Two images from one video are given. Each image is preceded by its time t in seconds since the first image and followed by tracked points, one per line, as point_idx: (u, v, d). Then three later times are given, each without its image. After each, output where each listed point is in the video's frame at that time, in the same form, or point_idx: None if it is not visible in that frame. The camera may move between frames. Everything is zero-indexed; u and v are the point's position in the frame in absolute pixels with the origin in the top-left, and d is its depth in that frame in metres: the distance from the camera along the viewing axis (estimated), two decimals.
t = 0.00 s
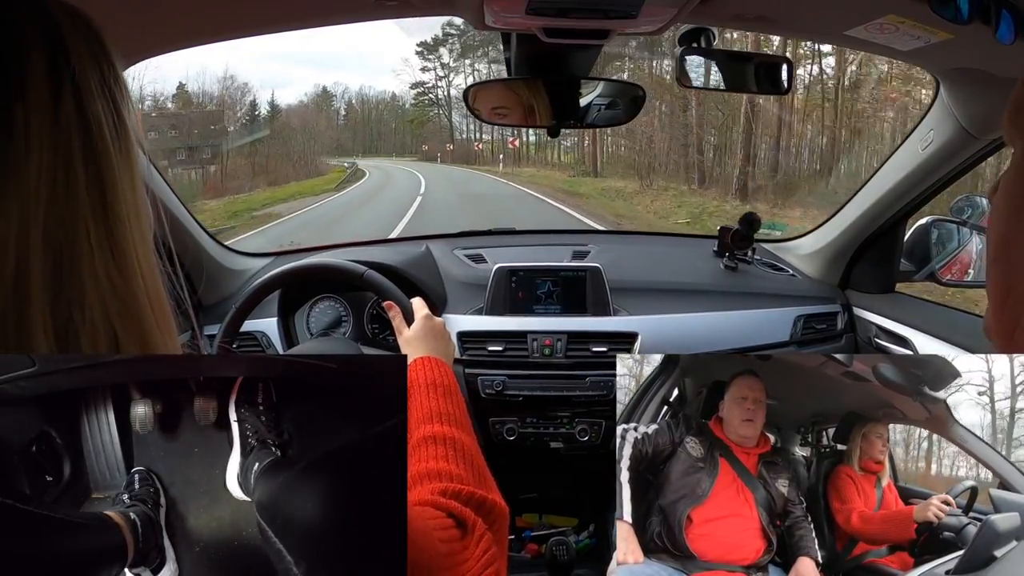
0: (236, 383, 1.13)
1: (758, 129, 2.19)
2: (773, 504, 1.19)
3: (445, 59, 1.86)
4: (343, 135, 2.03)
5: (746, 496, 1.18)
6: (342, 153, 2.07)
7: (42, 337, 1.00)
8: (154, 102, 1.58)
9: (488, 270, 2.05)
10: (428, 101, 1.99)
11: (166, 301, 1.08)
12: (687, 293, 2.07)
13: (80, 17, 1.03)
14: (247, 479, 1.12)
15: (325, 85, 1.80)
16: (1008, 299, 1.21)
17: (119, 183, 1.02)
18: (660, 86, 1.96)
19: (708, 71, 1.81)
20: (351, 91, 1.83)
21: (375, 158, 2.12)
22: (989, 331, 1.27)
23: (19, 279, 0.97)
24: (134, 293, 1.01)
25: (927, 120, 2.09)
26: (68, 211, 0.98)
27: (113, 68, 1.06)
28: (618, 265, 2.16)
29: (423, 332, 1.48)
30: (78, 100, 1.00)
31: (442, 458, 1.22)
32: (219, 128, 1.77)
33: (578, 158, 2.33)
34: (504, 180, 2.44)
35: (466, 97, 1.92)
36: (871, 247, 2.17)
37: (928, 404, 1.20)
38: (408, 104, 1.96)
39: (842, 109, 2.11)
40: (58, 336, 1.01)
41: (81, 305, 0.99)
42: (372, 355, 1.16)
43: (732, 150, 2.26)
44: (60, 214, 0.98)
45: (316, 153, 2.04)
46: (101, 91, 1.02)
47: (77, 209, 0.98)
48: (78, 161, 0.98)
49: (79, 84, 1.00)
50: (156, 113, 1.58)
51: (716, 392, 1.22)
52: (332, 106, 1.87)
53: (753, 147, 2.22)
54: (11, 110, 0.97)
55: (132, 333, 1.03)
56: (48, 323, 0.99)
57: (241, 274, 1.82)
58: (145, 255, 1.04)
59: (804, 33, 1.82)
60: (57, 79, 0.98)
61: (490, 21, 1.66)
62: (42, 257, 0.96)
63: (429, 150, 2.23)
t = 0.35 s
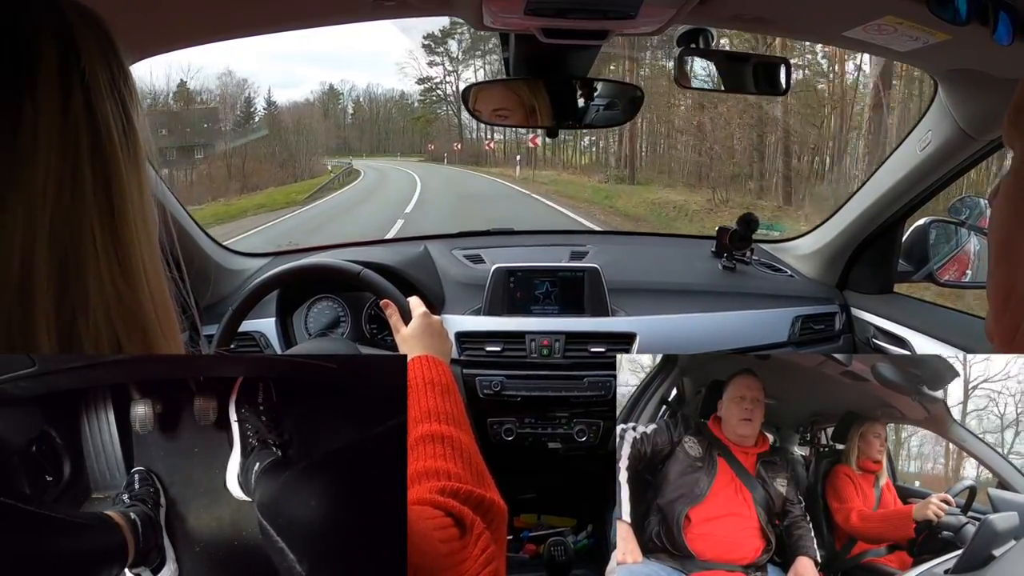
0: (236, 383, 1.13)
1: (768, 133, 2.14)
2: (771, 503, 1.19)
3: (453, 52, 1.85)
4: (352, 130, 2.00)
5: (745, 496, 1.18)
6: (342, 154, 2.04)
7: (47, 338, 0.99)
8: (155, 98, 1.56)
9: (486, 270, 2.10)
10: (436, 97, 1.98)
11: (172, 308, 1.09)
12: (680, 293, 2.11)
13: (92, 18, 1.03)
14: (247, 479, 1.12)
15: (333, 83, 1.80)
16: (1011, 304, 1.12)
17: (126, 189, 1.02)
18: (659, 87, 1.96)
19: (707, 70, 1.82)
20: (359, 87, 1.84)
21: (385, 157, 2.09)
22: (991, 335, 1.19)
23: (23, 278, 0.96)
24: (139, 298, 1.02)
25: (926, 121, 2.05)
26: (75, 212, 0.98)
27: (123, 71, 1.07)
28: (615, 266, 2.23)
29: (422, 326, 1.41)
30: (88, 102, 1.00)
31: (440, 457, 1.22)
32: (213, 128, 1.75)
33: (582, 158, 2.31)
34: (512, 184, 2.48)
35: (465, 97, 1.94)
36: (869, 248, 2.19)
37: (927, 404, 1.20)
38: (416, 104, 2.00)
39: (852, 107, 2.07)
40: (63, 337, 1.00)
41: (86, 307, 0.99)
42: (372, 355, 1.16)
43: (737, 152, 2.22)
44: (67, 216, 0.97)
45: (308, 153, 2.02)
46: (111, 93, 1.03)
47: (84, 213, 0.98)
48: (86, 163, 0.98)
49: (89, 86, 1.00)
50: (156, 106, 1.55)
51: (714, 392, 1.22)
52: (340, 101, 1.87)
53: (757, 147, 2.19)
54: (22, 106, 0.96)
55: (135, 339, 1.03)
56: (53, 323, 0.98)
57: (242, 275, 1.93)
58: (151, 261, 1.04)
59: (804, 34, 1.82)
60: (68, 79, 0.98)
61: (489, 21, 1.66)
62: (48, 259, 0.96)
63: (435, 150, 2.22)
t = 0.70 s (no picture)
0: (236, 383, 1.13)
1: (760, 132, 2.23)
2: (771, 504, 1.19)
3: (463, 44, 1.84)
4: (362, 132, 2.07)
5: (744, 496, 1.18)
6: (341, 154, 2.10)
7: (50, 339, 0.99)
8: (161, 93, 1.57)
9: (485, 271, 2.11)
10: (446, 93, 2.01)
11: (172, 306, 1.10)
12: (678, 293, 2.11)
13: (92, 17, 1.03)
14: (247, 479, 1.12)
15: (341, 81, 1.87)
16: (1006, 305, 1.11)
17: (128, 190, 1.02)
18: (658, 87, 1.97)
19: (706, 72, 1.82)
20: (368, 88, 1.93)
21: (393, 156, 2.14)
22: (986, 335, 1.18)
23: (26, 278, 0.95)
24: (140, 297, 1.02)
25: (925, 122, 2.04)
26: (78, 211, 0.98)
27: (123, 72, 1.07)
28: (614, 266, 2.23)
29: (424, 326, 1.41)
30: (90, 101, 1.00)
31: (440, 458, 1.21)
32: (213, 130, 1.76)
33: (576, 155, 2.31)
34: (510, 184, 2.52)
35: (466, 99, 1.95)
36: (869, 248, 2.19)
37: (927, 404, 1.20)
38: (425, 100, 2.03)
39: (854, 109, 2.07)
40: (65, 337, 0.99)
41: (88, 306, 0.98)
42: (371, 355, 1.16)
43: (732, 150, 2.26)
44: (69, 215, 0.97)
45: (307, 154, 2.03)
46: (112, 94, 1.03)
47: (86, 213, 0.98)
48: (88, 163, 0.99)
49: (91, 86, 1.00)
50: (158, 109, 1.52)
51: (714, 392, 1.22)
52: (348, 99, 1.93)
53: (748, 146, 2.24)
54: (25, 105, 0.96)
55: (135, 337, 1.03)
56: (57, 323, 0.98)
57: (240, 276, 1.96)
58: (151, 258, 1.05)
59: (803, 34, 1.83)
60: (70, 78, 0.98)
61: (488, 22, 1.66)
62: (51, 257, 0.95)
63: (444, 150, 2.25)
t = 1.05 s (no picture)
0: (236, 383, 1.13)
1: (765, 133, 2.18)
2: (771, 504, 1.19)
3: (476, 36, 1.80)
4: (373, 133, 2.02)
5: (744, 496, 1.18)
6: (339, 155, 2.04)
7: (47, 338, 1.00)
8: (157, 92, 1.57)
9: (485, 271, 2.11)
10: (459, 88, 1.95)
11: (168, 306, 1.08)
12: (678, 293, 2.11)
13: (88, 16, 1.02)
14: (247, 479, 1.12)
15: (351, 78, 1.81)
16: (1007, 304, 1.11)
17: (124, 190, 1.01)
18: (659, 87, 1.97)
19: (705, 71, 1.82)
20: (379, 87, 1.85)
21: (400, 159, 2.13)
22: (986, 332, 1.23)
23: (21, 278, 0.96)
24: (135, 294, 1.01)
25: (925, 121, 2.05)
26: (72, 211, 0.97)
27: (119, 69, 1.06)
28: (614, 266, 2.23)
29: (421, 322, 1.42)
30: (84, 100, 0.99)
31: (439, 450, 1.22)
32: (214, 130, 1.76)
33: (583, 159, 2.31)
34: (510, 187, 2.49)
35: (465, 101, 1.96)
36: (870, 246, 2.20)
37: (927, 405, 1.20)
38: (437, 98, 1.98)
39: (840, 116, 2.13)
40: (61, 337, 1.00)
41: (83, 306, 0.98)
42: (371, 355, 1.16)
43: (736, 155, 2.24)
44: (65, 216, 0.97)
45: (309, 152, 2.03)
46: (107, 91, 1.02)
47: (81, 213, 0.98)
48: (83, 162, 0.98)
49: (85, 85, 0.99)
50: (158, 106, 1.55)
51: (714, 392, 1.22)
52: (359, 98, 1.87)
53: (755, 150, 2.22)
54: (19, 105, 0.96)
55: (132, 337, 1.03)
56: (53, 322, 0.98)
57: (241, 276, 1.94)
58: (148, 257, 1.04)
59: (803, 34, 1.82)
60: (64, 77, 0.98)
61: (488, 21, 1.65)
62: (46, 258, 0.96)
63: (454, 150, 2.23)
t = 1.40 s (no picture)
0: (236, 383, 1.13)
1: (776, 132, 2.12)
2: (771, 504, 1.19)
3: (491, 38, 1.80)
4: (385, 131, 1.97)
5: (744, 496, 1.18)
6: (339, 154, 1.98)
7: (48, 340, 0.99)
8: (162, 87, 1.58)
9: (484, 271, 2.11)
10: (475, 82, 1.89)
11: (169, 306, 1.08)
12: (678, 293, 2.11)
13: (92, 16, 1.02)
14: (247, 480, 1.12)
15: (363, 77, 1.82)
16: (1006, 304, 1.11)
17: (126, 191, 1.02)
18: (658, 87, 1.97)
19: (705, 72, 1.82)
20: (390, 84, 1.83)
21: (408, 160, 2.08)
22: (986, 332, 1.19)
23: (22, 277, 0.96)
24: (138, 296, 1.01)
25: (922, 123, 2.06)
26: (75, 213, 0.97)
27: (122, 72, 1.06)
28: (613, 266, 2.23)
29: (422, 321, 1.42)
30: (87, 101, 0.99)
31: (440, 448, 1.22)
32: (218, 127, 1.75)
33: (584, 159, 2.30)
34: (509, 187, 2.41)
35: (466, 100, 1.92)
36: (873, 243, 2.22)
37: (927, 405, 1.20)
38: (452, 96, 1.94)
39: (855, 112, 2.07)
40: (63, 338, 1.00)
41: (85, 306, 0.98)
42: (371, 355, 1.16)
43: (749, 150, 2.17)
44: (67, 217, 0.97)
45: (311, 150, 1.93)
46: (110, 93, 1.02)
47: (84, 212, 0.98)
48: (86, 163, 0.98)
49: (89, 87, 0.99)
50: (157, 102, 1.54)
51: (715, 391, 1.22)
52: (370, 94, 1.86)
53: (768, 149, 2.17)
54: (20, 105, 0.96)
55: (133, 339, 1.03)
56: (55, 322, 0.98)
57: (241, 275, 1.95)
58: (150, 259, 1.04)
59: (801, 34, 1.83)
60: (69, 78, 0.97)
61: (487, 21, 1.66)
62: (48, 258, 0.95)
63: (468, 150, 2.15)
